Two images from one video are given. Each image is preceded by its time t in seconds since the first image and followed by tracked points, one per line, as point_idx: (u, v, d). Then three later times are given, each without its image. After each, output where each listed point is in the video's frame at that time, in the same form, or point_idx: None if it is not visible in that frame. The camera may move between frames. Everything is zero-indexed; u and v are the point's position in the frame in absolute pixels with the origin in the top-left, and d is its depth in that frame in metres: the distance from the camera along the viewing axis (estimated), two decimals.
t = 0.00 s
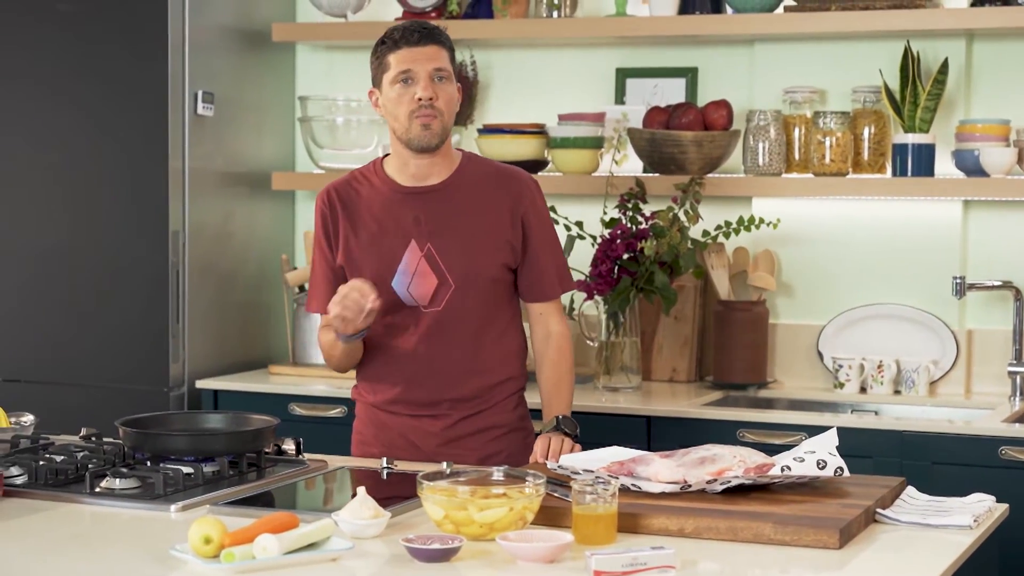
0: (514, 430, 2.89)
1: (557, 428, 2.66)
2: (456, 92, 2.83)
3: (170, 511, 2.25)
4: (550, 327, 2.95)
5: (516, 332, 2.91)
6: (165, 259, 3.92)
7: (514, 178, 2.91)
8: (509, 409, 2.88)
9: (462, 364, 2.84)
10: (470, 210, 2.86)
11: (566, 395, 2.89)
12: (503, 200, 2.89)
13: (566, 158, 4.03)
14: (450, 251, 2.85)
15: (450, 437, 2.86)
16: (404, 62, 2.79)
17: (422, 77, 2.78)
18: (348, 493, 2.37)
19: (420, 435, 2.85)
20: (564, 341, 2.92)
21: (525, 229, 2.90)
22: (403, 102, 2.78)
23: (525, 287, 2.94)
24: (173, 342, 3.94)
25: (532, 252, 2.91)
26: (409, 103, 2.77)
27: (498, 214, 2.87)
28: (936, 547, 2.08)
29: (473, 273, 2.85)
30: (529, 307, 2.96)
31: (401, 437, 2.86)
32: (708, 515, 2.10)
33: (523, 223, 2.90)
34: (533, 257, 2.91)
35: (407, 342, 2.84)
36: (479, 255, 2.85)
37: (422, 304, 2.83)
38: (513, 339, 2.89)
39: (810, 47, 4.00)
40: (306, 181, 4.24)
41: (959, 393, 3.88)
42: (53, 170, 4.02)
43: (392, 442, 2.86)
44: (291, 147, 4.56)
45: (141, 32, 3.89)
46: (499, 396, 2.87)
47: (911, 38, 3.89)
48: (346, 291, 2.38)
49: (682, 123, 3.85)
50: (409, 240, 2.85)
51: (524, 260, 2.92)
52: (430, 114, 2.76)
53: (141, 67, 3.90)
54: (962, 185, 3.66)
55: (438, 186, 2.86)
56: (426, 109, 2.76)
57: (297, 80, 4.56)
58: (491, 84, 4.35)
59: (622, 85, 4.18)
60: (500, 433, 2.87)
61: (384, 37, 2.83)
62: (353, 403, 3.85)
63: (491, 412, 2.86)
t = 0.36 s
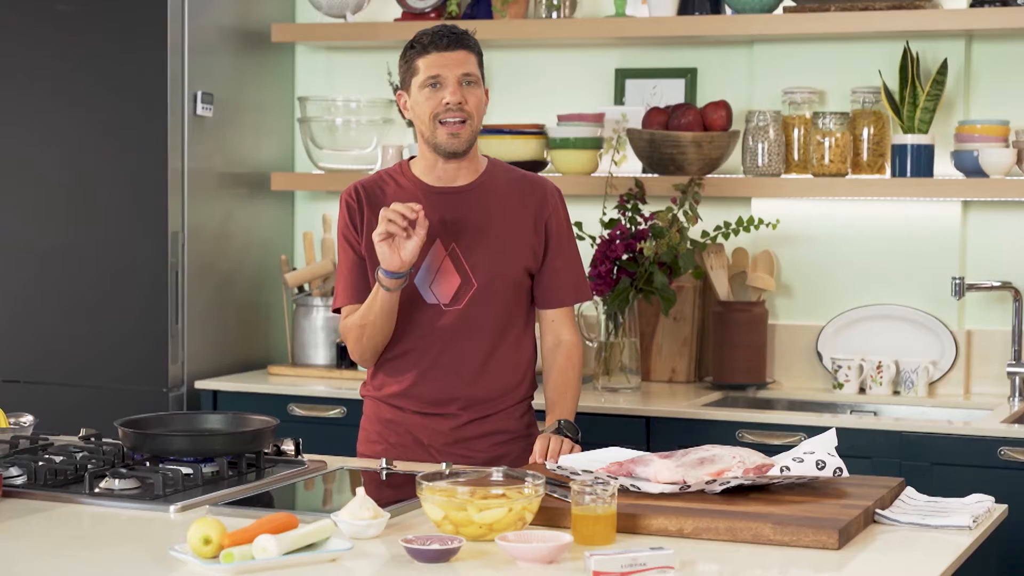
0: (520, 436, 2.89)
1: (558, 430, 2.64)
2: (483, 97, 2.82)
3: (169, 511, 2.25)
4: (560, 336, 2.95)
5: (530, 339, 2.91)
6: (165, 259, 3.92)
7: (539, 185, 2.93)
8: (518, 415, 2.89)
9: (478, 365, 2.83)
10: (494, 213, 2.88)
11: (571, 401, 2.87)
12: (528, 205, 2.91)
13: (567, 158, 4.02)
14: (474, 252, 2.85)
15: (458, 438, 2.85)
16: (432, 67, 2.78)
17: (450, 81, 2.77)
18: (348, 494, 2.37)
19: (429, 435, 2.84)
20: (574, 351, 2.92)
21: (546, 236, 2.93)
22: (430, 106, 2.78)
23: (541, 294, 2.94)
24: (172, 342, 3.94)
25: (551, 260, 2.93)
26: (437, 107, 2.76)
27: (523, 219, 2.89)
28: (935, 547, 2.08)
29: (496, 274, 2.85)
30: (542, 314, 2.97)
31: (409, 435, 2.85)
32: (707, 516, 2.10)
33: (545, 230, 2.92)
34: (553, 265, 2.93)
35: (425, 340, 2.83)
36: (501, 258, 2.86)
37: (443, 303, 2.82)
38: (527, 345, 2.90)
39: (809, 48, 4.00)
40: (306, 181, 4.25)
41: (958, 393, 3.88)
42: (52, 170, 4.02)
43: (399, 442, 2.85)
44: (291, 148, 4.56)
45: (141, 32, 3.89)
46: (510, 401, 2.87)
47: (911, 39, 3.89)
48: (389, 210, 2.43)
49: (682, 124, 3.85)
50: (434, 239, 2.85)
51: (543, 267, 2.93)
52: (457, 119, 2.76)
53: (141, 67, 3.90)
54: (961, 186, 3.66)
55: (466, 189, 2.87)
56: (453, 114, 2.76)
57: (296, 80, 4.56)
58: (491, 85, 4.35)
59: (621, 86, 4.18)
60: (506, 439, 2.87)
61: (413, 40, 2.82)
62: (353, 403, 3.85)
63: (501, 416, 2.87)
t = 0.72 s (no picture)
0: (522, 439, 2.89)
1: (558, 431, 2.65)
2: (497, 96, 2.82)
3: (167, 511, 2.25)
4: (566, 339, 2.95)
5: (536, 341, 2.91)
6: (164, 259, 3.92)
7: (550, 188, 2.93)
8: (521, 418, 2.88)
9: (482, 366, 2.83)
10: (504, 214, 2.87)
11: (574, 402, 2.88)
12: (538, 207, 2.90)
13: (565, 158, 4.02)
14: (482, 252, 2.85)
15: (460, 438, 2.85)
16: (447, 65, 2.78)
17: (464, 80, 2.77)
18: (346, 494, 2.37)
19: (432, 434, 2.84)
20: (579, 355, 2.92)
21: (556, 239, 2.92)
22: (444, 104, 2.78)
23: (549, 296, 2.94)
24: (171, 342, 3.94)
25: (560, 263, 2.92)
26: (451, 105, 2.77)
27: (532, 221, 2.88)
28: (934, 547, 2.08)
29: (503, 275, 2.85)
30: (549, 317, 2.96)
31: (412, 434, 2.85)
32: (706, 515, 2.10)
33: (554, 233, 2.92)
34: (562, 267, 2.92)
35: (431, 339, 2.84)
36: (509, 259, 2.86)
37: (450, 303, 2.83)
38: (532, 348, 2.89)
39: (807, 48, 4.00)
40: (305, 181, 4.26)
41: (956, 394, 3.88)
42: (52, 170, 4.02)
43: (403, 440, 2.86)
44: (289, 148, 4.56)
45: (140, 32, 3.89)
46: (513, 403, 2.87)
47: (909, 39, 3.90)
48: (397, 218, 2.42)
49: (681, 124, 3.86)
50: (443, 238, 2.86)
51: (551, 270, 2.92)
52: (470, 117, 2.76)
53: (139, 67, 3.90)
54: (960, 186, 3.66)
55: (477, 190, 2.87)
56: (466, 111, 2.76)
57: (295, 81, 4.56)
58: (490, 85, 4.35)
59: (620, 86, 4.18)
60: (508, 441, 2.87)
61: (428, 40, 2.83)
62: (351, 403, 3.86)
63: (504, 418, 2.86)
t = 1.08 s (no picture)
0: (520, 440, 2.89)
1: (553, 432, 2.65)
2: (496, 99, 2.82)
3: (162, 512, 2.25)
4: (563, 340, 2.95)
5: (533, 342, 2.90)
6: (158, 259, 3.92)
7: (548, 188, 2.92)
8: (519, 419, 2.88)
9: (479, 366, 2.84)
10: (501, 215, 2.87)
11: (571, 403, 2.89)
12: (535, 207, 2.90)
13: (559, 159, 4.02)
14: (479, 253, 2.85)
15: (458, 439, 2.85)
16: (448, 66, 2.78)
17: (464, 82, 2.77)
18: (341, 495, 2.37)
19: (429, 435, 2.84)
20: (575, 356, 2.93)
21: (553, 240, 2.92)
22: (443, 106, 2.78)
23: (547, 297, 2.93)
24: (165, 343, 3.94)
25: (557, 264, 2.92)
26: (450, 106, 2.77)
27: (529, 221, 2.88)
28: (928, 548, 2.08)
29: (500, 276, 2.85)
30: (547, 317, 2.96)
31: (409, 434, 2.85)
32: (701, 516, 2.10)
33: (551, 234, 2.91)
34: (559, 267, 2.91)
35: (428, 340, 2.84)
36: (506, 260, 2.86)
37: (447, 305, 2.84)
38: (529, 349, 2.89)
39: (802, 50, 4.00)
40: (300, 181, 4.26)
41: (951, 395, 3.89)
42: (46, 170, 4.02)
43: (400, 440, 2.86)
44: (284, 149, 4.56)
45: (134, 32, 3.89)
46: (510, 404, 2.87)
47: (904, 40, 3.90)
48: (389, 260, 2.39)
49: (675, 125, 3.86)
50: (440, 239, 2.86)
51: (549, 270, 2.92)
52: (468, 120, 2.77)
53: (133, 68, 3.90)
54: (954, 187, 3.67)
55: (473, 191, 2.87)
56: (464, 114, 2.77)
57: (290, 81, 4.56)
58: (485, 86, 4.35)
59: (615, 87, 4.19)
60: (506, 442, 2.87)
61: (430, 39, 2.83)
62: (347, 404, 3.86)
63: (501, 419, 2.86)
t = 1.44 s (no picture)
0: (513, 440, 2.89)
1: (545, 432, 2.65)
2: (485, 99, 2.82)
3: (155, 513, 2.25)
4: (555, 340, 2.94)
5: (526, 342, 2.91)
6: (151, 260, 3.92)
7: (539, 188, 2.93)
8: (512, 419, 2.88)
9: (472, 367, 2.84)
10: (492, 216, 2.88)
11: (563, 403, 2.89)
12: (526, 207, 2.90)
13: (552, 159, 4.02)
14: (471, 254, 2.86)
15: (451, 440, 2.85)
16: (437, 67, 2.78)
17: (454, 83, 2.77)
18: (334, 495, 2.37)
19: (423, 436, 2.84)
20: (567, 355, 2.91)
21: (544, 239, 2.92)
22: (433, 107, 2.78)
23: (540, 297, 2.93)
24: (158, 343, 3.94)
25: (549, 264, 2.92)
26: (440, 108, 2.77)
27: (521, 221, 2.89)
28: (920, 548, 2.08)
29: (492, 277, 2.86)
30: (540, 318, 2.96)
31: (403, 434, 2.85)
32: (694, 517, 2.10)
33: (543, 234, 2.92)
34: (550, 268, 2.92)
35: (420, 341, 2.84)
36: (498, 260, 2.86)
37: (439, 306, 2.83)
38: (522, 349, 2.89)
39: (794, 50, 4.01)
40: (293, 182, 4.26)
41: (943, 395, 3.89)
42: (39, 170, 4.02)
43: (394, 441, 2.86)
44: (277, 149, 4.56)
45: (126, 32, 3.89)
46: (504, 404, 2.87)
47: (896, 41, 3.91)
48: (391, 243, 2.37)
49: (668, 126, 3.87)
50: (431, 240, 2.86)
51: (540, 270, 2.92)
52: (458, 121, 2.77)
53: (126, 68, 3.89)
54: (946, 188, 3.67)
55: (465, 191, 2.87)
56: (454, 115, 2.77)
57: (283, 81, 4.56)
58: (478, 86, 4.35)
59: (608, 88, 4.19)
60: (499, 442, 2.87)
61: (418, 40, 2.82)
62: (340, 404, 3.86)
63: (495, 420, 2.86)
